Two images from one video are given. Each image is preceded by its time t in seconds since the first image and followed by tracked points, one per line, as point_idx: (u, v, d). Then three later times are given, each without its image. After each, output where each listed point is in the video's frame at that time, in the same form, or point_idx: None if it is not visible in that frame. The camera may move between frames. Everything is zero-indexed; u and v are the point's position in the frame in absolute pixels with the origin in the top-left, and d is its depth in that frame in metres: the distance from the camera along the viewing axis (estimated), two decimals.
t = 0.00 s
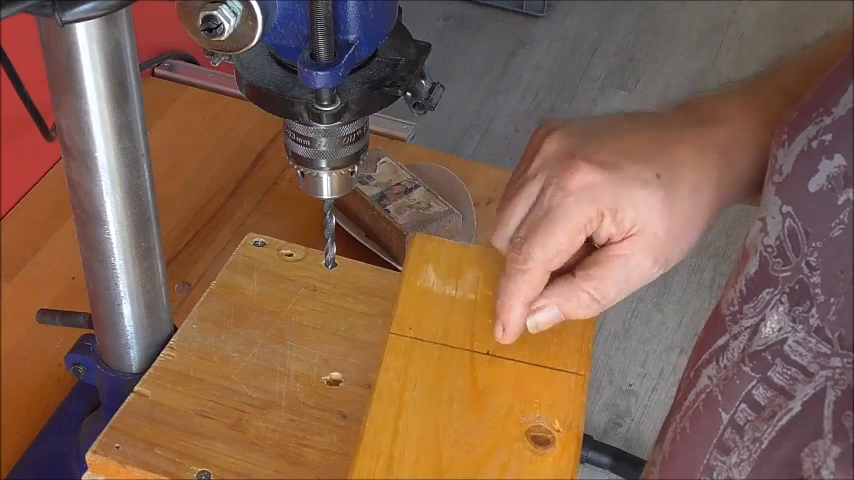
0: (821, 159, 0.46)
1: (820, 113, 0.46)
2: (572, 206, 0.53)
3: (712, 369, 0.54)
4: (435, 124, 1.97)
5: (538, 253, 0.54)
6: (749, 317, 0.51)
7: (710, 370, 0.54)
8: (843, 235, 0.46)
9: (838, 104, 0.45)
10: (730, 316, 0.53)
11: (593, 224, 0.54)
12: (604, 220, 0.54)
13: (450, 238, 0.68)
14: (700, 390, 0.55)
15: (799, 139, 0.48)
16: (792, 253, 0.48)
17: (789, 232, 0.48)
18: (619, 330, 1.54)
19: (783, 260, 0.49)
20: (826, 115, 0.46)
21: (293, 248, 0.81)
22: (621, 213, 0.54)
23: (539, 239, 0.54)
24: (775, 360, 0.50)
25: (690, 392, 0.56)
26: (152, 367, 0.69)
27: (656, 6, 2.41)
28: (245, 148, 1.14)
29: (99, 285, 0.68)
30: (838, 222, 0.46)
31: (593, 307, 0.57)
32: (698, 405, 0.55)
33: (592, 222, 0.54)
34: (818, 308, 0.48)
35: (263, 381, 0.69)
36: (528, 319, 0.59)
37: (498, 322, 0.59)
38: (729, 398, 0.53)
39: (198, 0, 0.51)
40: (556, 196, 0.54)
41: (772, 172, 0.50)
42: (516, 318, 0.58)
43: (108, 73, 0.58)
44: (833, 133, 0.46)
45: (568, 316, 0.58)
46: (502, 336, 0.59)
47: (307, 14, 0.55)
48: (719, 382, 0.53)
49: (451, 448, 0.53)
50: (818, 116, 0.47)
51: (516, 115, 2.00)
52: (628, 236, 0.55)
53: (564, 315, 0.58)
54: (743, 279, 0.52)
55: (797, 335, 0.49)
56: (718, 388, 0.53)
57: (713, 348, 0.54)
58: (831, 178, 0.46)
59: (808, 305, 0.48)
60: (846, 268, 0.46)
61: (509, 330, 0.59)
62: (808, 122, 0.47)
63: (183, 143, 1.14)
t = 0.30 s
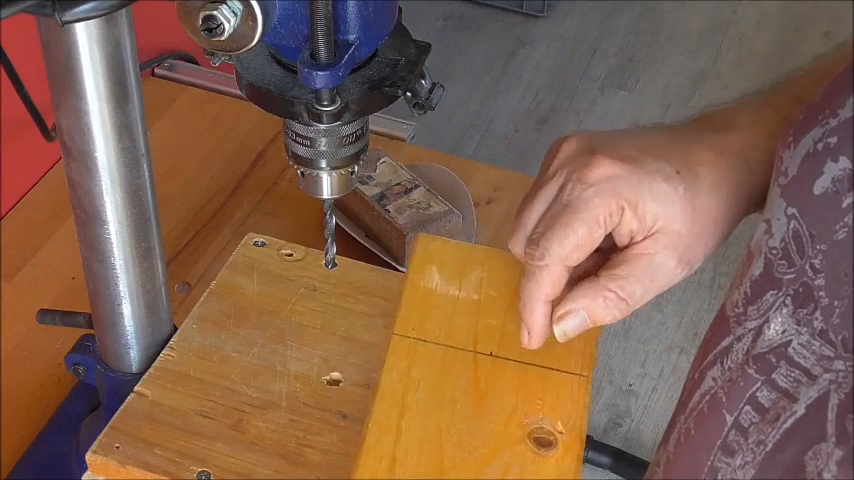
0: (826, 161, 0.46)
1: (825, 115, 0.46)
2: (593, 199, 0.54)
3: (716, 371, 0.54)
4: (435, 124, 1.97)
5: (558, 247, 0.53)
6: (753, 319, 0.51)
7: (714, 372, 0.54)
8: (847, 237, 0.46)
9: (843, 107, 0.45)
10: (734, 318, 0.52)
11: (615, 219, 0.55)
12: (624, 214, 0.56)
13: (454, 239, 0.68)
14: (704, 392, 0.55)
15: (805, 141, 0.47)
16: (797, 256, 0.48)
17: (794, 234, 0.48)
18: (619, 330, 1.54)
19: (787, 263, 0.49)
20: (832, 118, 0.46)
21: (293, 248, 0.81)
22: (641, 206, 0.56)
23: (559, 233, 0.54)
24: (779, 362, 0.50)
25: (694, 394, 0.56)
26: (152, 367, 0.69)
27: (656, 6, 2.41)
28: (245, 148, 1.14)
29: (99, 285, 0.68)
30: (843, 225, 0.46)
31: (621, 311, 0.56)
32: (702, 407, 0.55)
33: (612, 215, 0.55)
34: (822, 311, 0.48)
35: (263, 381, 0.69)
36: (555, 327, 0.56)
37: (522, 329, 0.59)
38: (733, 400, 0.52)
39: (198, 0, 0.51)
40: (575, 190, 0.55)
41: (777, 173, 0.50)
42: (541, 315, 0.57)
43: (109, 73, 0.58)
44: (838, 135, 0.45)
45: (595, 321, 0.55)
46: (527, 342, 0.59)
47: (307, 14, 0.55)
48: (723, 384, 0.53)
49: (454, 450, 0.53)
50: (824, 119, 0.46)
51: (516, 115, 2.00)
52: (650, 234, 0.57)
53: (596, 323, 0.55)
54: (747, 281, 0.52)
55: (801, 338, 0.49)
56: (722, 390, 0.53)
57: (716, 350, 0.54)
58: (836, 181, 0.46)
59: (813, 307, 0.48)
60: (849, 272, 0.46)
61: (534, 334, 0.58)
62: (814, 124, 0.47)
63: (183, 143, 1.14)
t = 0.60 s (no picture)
0: (830, 162, 0.46)
1: (830, 116, 0.46)
2: (600, 183, 0.55)
3: (719, 371, 0.54)
4: (435, 124, 1.97)
5: (565, 231, 0.53)
6: (756, 319, 0.51)
7: (717, 372, 0.54)
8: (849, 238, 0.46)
9: (848, 107, 0.45)
10: (738, 318, 0.53)
11: (623, 204, 0.56)
12: (633, 200, 0.56)
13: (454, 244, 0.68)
14: (707, 392, 0.55)
15: (809, 142, 0.47)
16: (799, 256, 0.48)
17: (797, 234, 0.48)
18: (619, 330, 1.54)
19: (790, 263, 0.49)
20: (837, 119, 0.46)
21: (293, 248, 0.81)
22: (649, 193, 0.56)
23: (567, 217, 0.54)
24: (781, 362, 0.50)
25: (697, 394, 0.56)
26: (152, 367, 0.69)
27: (656, 6, 2.41)
28: (245, 147, 1.14)
29: (99, 285, 0.68)
30: (844, 225, 0.46)
31: (630, 299, 0.55)
32: (705, 407, 0.55)
33: (620, 201, 0.55)
34: (823, 311, 0.48)
35: (263, 381, 0.69)
36: (564, 314, 0.55)
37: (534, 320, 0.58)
38: (735, 400, 0.53)
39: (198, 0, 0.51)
40: (583, 175, 0.56)
41: (782, 174, 0.50)
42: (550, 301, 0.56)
43: (109, 73, 0.58)
44: (842, 136, 0.45)
45: (603, 309, 0.54)
46: (539, 332, 0.58)
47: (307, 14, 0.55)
48: (726, 384, 0.53)
49: (454, 454, 0.53)
50: (828, 120, 0.46)
51: (516, 115, 2.00)
52: (659, 222, 0.57)
53: (603, 311, 0.55)
54: (750, 281, 0.52)
55: (803, 338, 0.49)
56: (724, 390, 0.53)
57: (719, 350, 0.54)
58: (839, 182, 0.46)
59: (814, 308, 0.48)
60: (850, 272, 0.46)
61: (545, 323, 0.57)
62: (818, 125, 0.47)
63: (182, 143, 1.14)
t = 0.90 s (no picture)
0: (833, 162, 0.46)
1: (833, 116, 0.46)
2: (597, 173, 0.55)
3: (720, 370, 0.54)
4: (435, 124, 1.97)
5: (562, 220, 0.54)
6: (758, 318, 0.51)
7: (719, 371, 0.54)
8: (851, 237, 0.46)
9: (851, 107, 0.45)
10: (739, 317, 0.53)
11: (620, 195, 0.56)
12: (630, 190, 0.56)
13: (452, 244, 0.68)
14: (709, 391, 0.55)
15: (812, 141, 0.47)
16: (801, 255, 0.48)
17: (799, 234, 0.48)
18: (618, 330, 1.54)
19: (792, 262, 0.49)
20: (840, 119, 0.46)
21: (293, 248, 0.81)
22: (645, 184, 0.56)
23: (563, 206, 0.54)
24: (783, 362, 0.50)
25: (699, 393, 0.56)
26: (152, 367, 0.69)
27: (656, 6, 2.41)
28: (245, 147, 1.14)
29: (99, 285, 0.68)
30: (846, 225, 0.46)
31: (627, 289, 0.55)
32: (707, 406, 0.55)
33: (617, 192, 0.55)
34: (824, 311, 0.48)
35: (263, 381, 0.69)
36: (562, 304, 0.55)
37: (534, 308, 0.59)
38: (737, 399, 0.53)
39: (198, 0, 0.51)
40: (581, 166, 0.56)
41: (785, 173, 0.50)
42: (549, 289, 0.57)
43: (108, 73, 0.58)
44: (846, 136, 0.45)
45: (601, 299, 0.54)
46: (539, 321, 0.59)
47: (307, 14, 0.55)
48: (728, 383, 0.53)
49: (450, 453, 0.53)
50: (831, 120, 0.46)
51: (516, 115, 2.00)
52: (656, 214, 0.57)
53: (602, 301, 0.55)
54: (753, 280, 0.52)
55: (804, 337, 0.49)
56: (726, 389, 0.53)
57: (721, 350, 0.54)
58: (842, 182, 0.46)
59: (815, 307, 0.48)
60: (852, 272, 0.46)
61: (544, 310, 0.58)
62: (822, 125, 0.47)
63: (182, 143, 1.14)
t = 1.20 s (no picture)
0: (841, 157, 0.46)
1: (841, 112, 0.46)
2: (591, 153, 0.57)
3: (727, 366, 0.54)
4: (435, 124, 1.97)
5: (553, 197, 0.56)
6: (763, 313, 0.51)
7: (725, 367, 0.55)
8: None
9: None
10: (746, 313, 0.53)
11: (614, 177, 0.57)
12: (622, 173, 0.57)
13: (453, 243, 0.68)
14: (716, 387, 0.55)
15: (821, 137, 0.47)
16: (807, 251, 0.48)
17: (806, 230, 0.48)
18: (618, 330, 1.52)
19: (797, 257, 0.49)
20: (847, 115, 0.45)
21: (293, 248, 0.81)
22: (637, 167, 0.57)
23: (555, 185, 0.56)
24: (789, 357, 0.50)
25: (705, 389, 0.56)
26: (152, 367, 0.70)
27: (656, 5, 2.40)
28: (245, 147, 1.14)
29: (99, 285, 0.68)
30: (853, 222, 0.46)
31: (621, 270, 0.56)
32: (713, 402, 0.55)
33: (609, 173, 0.57)
34: (830, 306, 0.48)
35: (263, 381, 0.69)
36: (564, 286, 0.56)
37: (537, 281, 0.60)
38: (743, 395, 0.53)
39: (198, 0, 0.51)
40: (575, 146, 0.58)
41: (793, 168, 0.49)
42: (545, 266, 0.59)
43: (108, 73, 0.58)
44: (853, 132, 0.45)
45: (598, 281, 0.55)
46: (544, 292, 0.60)
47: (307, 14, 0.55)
48: (734, 379, 0.53)
49: (449, 451, 0.53)
50: (839, 115, 0.46)
51: (516, 116, 2.00)
52: (646, 198, 0.58)
53: (597, 282, 0.56)
54: (759, 276, 0.52)
55: (810, 333, 0.49)
56: (732, 386, 0.53)
57: (727, 346, 0.54)
58: (849, 178, 0.45)
59: (821, 303, 0.48)
60: None
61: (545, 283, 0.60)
62: (830, 120, 0.46)
63: (182, 142, 1.14)
